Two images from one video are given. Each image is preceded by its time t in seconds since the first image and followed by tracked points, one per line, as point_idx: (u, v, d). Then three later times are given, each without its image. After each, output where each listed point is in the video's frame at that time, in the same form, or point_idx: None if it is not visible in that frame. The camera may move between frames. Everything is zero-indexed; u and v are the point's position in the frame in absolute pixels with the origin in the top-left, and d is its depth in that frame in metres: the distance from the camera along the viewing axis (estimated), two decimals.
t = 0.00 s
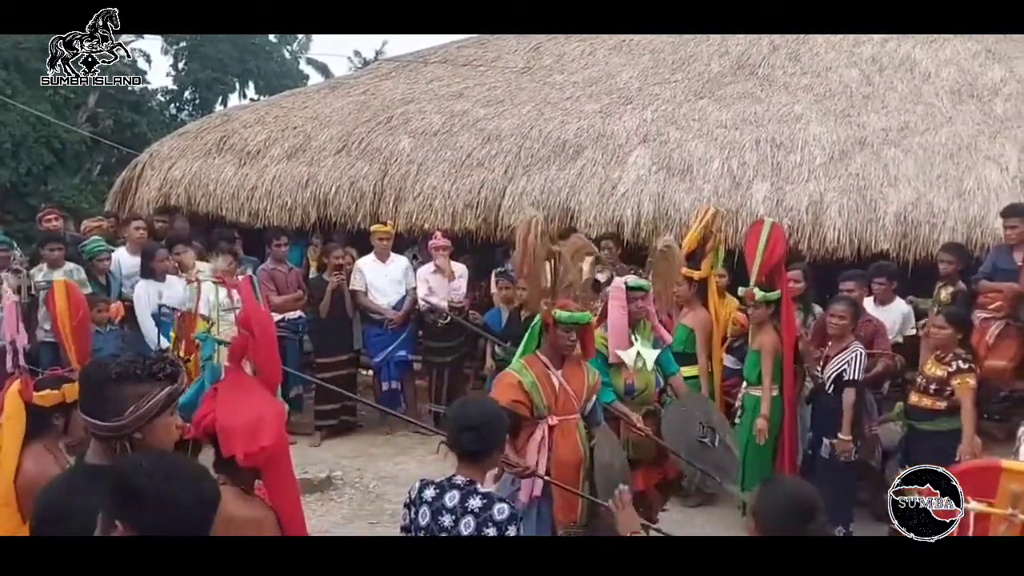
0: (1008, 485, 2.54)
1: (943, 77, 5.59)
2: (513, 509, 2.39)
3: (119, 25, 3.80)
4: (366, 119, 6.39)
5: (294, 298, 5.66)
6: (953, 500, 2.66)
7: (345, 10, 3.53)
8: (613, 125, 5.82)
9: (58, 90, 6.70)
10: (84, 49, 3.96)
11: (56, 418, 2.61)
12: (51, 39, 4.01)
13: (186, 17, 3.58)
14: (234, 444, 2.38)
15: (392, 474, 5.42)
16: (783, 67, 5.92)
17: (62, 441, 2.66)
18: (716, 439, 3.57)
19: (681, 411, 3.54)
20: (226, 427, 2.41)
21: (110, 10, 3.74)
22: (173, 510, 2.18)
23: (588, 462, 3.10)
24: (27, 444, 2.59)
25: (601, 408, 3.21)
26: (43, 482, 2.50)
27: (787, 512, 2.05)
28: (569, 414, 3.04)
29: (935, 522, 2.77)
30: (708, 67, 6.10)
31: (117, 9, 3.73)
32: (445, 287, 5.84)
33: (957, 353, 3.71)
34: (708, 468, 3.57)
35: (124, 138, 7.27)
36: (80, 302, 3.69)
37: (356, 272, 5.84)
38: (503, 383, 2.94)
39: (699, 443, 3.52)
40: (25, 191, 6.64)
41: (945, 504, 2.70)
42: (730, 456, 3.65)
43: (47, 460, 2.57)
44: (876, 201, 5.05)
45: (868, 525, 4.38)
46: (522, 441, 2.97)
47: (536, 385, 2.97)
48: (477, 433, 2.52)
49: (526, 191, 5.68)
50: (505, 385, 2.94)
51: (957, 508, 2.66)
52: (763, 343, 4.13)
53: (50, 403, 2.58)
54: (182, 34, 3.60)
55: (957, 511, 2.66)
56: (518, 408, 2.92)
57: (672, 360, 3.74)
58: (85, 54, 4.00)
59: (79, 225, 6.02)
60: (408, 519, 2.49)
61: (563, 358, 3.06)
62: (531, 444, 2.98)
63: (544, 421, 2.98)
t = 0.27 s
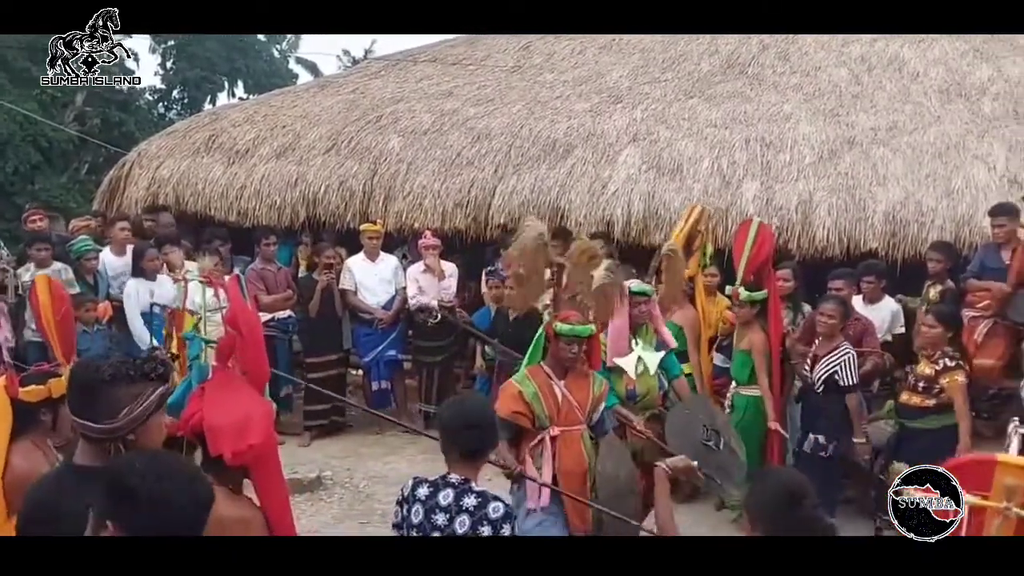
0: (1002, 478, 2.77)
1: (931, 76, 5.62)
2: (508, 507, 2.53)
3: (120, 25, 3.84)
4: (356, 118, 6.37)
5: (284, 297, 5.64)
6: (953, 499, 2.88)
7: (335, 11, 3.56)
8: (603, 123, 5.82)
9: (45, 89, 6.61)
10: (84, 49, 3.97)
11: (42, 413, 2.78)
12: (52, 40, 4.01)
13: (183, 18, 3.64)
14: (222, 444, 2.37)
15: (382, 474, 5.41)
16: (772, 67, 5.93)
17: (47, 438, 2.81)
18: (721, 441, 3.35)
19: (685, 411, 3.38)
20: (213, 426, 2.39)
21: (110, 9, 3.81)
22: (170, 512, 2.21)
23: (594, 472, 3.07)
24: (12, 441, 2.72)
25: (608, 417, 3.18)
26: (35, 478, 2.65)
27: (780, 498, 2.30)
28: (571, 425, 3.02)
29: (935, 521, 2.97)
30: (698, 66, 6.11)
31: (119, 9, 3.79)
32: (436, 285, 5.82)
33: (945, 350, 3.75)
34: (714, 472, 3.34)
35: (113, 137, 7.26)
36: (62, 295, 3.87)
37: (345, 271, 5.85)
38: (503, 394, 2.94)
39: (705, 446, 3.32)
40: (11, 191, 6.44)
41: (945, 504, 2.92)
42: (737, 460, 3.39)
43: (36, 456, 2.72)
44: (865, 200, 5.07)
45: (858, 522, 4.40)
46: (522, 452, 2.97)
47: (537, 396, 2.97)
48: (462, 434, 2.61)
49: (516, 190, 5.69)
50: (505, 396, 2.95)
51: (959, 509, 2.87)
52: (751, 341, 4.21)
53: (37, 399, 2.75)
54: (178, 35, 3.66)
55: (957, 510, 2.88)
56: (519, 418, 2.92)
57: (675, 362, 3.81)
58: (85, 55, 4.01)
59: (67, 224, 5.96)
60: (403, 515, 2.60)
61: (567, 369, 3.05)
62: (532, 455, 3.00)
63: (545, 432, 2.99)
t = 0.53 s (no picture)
0: (991, 479, 2.98)
1: (912, 76, 5.65)
2: (492, 506, 2.59)
3: (120, 25, 3.82)
4: (338, 116, 6.34)
5: (266, 296, 5.61)
6: (954, 500, 3.01)
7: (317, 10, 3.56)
8: (586, 122, 5.82)
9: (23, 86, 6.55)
10: (84, 49, 4.04)
11: (21, 417, 2.75)
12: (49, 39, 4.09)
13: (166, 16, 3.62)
14: (205, 445, 2.37)
15: (365, 474, 5.39)
16: (754, 66, 5.95)
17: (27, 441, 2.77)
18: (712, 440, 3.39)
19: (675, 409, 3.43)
20: (195, 426, 2.38)
21: (110, 9, 3.80)
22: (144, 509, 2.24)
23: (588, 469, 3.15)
24: None
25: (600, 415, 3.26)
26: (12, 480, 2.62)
27: (768, 499, 2.30)
28: (567, 425, 3.07)
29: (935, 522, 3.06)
30: (680, 65, 6.12)
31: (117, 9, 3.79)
32: (419, 285, 5.82)
33: (931, 349, 3.77)
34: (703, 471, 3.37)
35: (91, 134, 7.07)
36: (38, 295, 3.81)
37: (327, 269, 5.83)
38: (500, 394, 3.01)
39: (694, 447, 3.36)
40: None
41: (945, 505, 3.03)
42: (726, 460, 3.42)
43: (15, 459, 2.69)
44: (847, 198, 5.08)
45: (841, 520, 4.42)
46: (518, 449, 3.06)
47: (534, 395, 3.02)
48: (444, 435, 2.65)
49: (499, 188, 5.69)
50: (502, 395, 3.02)
51: (957, 509, 3.01)
52: (732, 339, 4.24)
53: (15, 403, 2.74)
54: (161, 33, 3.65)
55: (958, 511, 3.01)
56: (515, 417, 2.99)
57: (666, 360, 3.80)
58: (85, 55, 4.07)
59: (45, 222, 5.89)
60: (388, 513, 2.64)
61: (563, 368, 3.10)
62: (527, 455, 3.05)
63: (542, 432, 3.04)
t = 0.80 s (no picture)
0: (976, 465, 3.05)
1: (896, 74, 5.66)
2: (477, 505, 2.62)
3: (120, 25, 3.85)
4: (323, 115, 6.32)
5: (252, 296, 5.68)
6: (953, 500, 3.06)
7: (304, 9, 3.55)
8: (572, 121, 5.83)
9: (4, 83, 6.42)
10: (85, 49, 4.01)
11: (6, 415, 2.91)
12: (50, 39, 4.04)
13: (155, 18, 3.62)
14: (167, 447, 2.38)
15: (352, 474, 5.38)
16: (740, 65, 5.96)
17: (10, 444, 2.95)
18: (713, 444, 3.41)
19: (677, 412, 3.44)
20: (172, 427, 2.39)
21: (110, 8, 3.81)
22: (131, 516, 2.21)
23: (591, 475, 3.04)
24: None
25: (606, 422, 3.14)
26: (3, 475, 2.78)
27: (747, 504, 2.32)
28: (570, 430, 3.00)
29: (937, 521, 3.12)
30: (666, 64, 6.12)
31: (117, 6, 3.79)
32: (406, 285, 5.80)
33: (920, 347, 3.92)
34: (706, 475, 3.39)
35: (75, 133, 7.01)
36: (19, 295, 3.76)
37: (313, 269, 5.82)
38: (501, 397, 2.96)
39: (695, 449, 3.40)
40: None
41: (945, 505, 3.07)
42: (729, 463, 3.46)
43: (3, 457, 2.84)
44: (833, 197, 5.11)
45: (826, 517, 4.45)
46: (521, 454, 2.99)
47: (536, 399, 2.97)
48: (436, 433, 2.67)
49: (485, 187, 5.71)
50: (503, 398, 2.97)
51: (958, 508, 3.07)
52: (721, 336, 4.31)
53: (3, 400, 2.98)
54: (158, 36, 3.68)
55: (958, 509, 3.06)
56: (516, 419, 2.94)
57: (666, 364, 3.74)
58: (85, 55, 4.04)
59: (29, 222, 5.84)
60: (371, 513, 2.67)
61: (566, 371, 3.04)
62: (531, 459, 2.97)
63: (544, 436, 2.97)
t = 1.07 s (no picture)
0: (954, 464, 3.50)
1: (879, 73, 5.65)
2: (459, 504, 2.62)
3: (119, 24, 4.32)
4: (307, 113, 6.29)
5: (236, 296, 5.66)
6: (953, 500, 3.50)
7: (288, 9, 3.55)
8: (557, 119, 5.82)
9: None
10: (85, 49, 4.39)
11: None
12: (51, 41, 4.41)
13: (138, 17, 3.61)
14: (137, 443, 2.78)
15: (337, 474, 5.37)
16: (724, 63, 5.93)
17: None
18: (707, 440, 3.82)
19: (672, 411, 3.88)
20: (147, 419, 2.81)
21: (110, 10, 4.30)
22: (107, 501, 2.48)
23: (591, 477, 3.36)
24: None
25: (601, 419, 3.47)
26: None
27: (733, 506, 2.40)
28: (569, 429, 3.27)
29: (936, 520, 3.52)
30: (651, 63, 6.08)
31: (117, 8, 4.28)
32: (391, 284, 5.79)
33: (903, 346, 4.01)
34: (700, 467, 3.82)
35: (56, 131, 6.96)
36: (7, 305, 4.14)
37: (297, 268, 5.83)
38: (505, 400, 3.20)
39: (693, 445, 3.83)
40: None
41: (944, 504, 3.50)
42: (722, 458, 3.84)
43: None
44: (817, 195, 5.16)
45: (810, 514, 4.48)
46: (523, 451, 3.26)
47: (536, 399, 3.21)
48: (415, 435, 2.65)
49: (471, 185, 5.79)
50: (506, 399, 3.21)
51: (957, 508, 3.52)
52: (705, 335, 4.32)
53: None
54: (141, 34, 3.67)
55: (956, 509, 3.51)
56: (519, 422, 3.18)
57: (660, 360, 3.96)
58: (85, 55, 4.42)
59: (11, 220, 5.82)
60: (355, 513, 2.67)
61: (565, 371, 3.28)
62: (531, 457, 3.25)
63: (544, 435, 3.24)
